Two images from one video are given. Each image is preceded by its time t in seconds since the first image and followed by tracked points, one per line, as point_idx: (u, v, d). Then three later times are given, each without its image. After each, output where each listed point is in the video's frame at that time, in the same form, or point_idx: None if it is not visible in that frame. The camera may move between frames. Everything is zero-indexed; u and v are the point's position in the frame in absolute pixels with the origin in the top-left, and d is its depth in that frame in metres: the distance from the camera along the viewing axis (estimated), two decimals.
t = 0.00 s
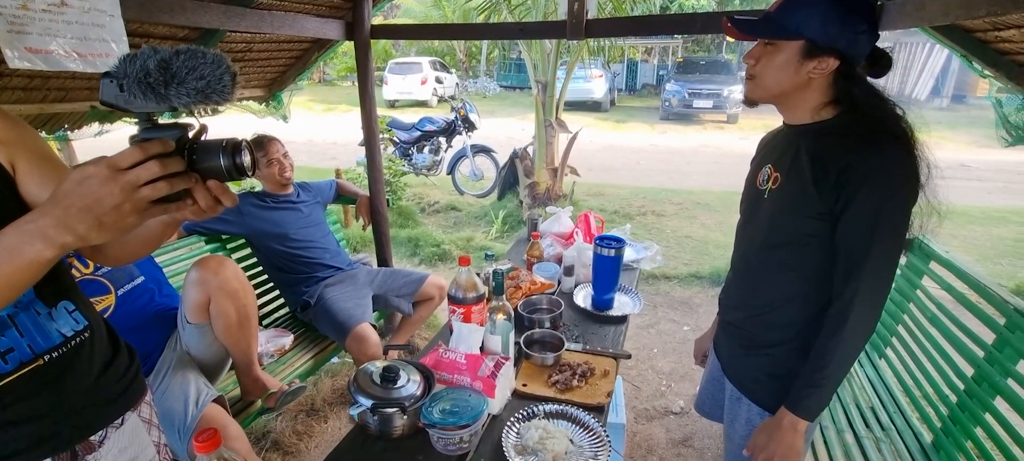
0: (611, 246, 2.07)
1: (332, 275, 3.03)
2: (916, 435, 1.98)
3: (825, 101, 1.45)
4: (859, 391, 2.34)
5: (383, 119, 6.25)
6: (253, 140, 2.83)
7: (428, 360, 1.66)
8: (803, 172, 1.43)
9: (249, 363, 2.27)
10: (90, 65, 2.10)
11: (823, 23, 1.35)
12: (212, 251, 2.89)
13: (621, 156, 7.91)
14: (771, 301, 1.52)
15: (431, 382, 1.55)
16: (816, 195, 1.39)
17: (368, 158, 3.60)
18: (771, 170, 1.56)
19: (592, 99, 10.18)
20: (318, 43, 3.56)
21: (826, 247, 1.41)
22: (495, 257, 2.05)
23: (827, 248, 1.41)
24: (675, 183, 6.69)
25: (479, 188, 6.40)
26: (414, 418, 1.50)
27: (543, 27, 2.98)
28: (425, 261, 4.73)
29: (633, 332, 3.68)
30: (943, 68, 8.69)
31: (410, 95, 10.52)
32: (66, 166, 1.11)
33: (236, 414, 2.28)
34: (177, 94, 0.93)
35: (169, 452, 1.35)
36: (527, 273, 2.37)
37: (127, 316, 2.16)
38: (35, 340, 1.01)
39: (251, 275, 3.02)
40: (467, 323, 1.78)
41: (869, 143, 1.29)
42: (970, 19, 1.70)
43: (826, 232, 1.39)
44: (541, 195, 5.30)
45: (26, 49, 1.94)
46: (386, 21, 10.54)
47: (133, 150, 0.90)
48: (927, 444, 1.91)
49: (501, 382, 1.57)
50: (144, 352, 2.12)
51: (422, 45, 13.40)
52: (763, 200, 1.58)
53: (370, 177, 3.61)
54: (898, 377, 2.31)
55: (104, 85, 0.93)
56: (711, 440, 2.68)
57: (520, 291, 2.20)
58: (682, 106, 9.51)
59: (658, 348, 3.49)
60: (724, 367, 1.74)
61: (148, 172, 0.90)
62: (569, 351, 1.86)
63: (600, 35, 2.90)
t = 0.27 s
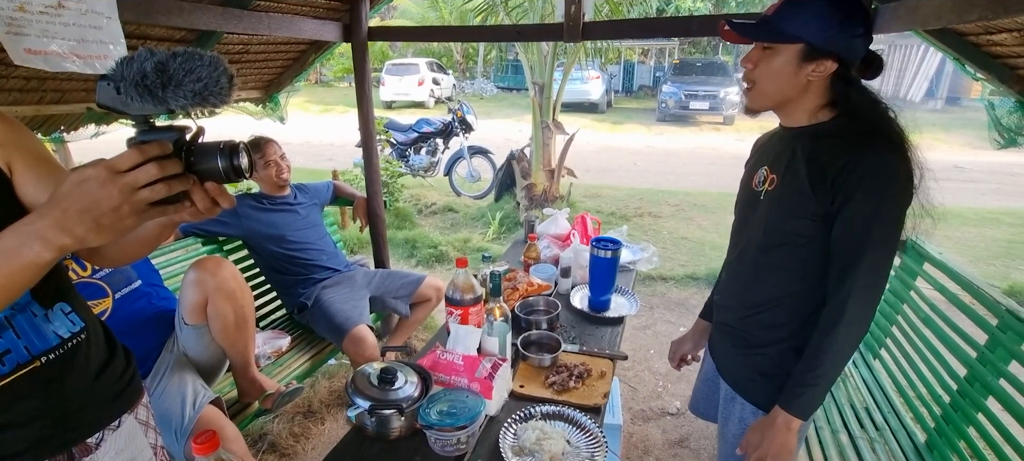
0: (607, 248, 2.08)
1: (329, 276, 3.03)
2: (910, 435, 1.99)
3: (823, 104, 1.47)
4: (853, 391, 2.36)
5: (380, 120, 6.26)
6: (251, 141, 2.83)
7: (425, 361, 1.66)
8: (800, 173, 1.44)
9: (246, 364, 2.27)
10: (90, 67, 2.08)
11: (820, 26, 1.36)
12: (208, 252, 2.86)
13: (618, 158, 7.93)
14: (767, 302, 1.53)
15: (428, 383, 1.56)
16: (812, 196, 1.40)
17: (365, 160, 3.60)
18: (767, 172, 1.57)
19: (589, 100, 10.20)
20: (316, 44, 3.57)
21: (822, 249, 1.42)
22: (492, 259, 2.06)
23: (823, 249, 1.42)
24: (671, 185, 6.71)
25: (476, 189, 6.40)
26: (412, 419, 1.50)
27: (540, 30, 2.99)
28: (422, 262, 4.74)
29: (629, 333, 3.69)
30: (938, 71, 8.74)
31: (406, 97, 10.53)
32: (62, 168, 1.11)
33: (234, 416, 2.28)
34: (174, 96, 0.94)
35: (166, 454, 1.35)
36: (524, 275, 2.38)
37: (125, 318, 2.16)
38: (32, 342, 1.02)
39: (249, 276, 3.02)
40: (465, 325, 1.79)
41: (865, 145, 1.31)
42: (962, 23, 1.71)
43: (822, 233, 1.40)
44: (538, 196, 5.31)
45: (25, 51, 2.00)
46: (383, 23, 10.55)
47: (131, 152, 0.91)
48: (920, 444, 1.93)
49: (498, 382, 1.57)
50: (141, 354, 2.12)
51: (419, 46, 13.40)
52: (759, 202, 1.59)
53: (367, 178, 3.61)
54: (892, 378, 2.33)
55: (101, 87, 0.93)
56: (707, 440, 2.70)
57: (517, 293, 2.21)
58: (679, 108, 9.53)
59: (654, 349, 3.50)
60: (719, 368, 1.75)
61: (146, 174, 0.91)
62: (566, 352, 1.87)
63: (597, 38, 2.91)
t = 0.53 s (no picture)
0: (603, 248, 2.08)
1: (325, 277, 3.02)
2: (906, 434, 2.00)
3: (822, 107, 1.47)
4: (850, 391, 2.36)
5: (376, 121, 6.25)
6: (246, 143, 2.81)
7: (422, 362, 1.66)
8: (803, 175, 1.44)
9: (242, 366, 2.25)
10: (86, 65, 2.07)
11: (816, 26, 1.37)
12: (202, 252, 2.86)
13: (614, 158, 7.94)
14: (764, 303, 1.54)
15: (425, 384, 1.55)
16: (815, 198, 1.40)
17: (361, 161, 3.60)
18: (769, 175, 1.57)
19: (585, 101, 10.22)
20: (311, 45, 3.56)
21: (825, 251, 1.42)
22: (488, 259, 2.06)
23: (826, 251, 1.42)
24: (667, 185, 6.72)
25: (472, 190, 6.40)
26: (408, 419, 1.50)
27: (536, 30, 2.99)
28: (419, 263, 4.73)
29: (626, 333, 3.70)
30: (931, 72, 8.79)
31: (402, 98, 10.52)
32: (56, 169, 1.10)
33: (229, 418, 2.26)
34: (171, 97, 0.93)
35: (160, 455, 1.35)
36: (521, 275, 2.38)
37: (120, 319, 2.15)
38: (25, 343, 1.01)
39: (244, 277, 3.01)
40: (461, 325, 1.79)
41: (869, 146, 1.31)
42: (955, 24, 1.72)
43: (825, 236, 1.41)
44: (534, 197, 5.31)
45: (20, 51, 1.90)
46: (379, 24, 10.55)
47: (128, 151, 0.91)
48: (915, 442, 1.93)
49: (495, 383, 1.57)
50: (136, 356, 2.11)
51: (415, 47, 13.39)
52: (760, 205, 1.59)
53: (363, 179, 3.61)
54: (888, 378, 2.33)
55: (98, 87, 0.93)
56: (704, 440, 2.70)
57: (514, 293, 2.20)
58: (675, 109, 9.55)
59: (651, 349, 3.50)
60: (718, 369, 1.75)
61: (144, 172, 0.91)
62: (563, 353, 1.87)
63: (593, 38, 2.91)
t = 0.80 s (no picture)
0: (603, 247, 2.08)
1: (324, 277, 3.01)
2: (906, 432, 2.00)
3: (822, 103, 1.47)
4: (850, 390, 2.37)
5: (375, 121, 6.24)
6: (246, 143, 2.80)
7: (423, 360, 1.66)
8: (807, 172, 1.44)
9: (241, 366, 2.24)
10: (78, 65, 2.09)
11: (815, 25, 1.37)
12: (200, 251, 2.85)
13: (612, 159, 7.94)
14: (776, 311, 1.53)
15: (426, 382, 1.55)
16: (820, 195, 1.40)
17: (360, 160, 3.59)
18: (771, 173, 1.57)
19: (583, 102, 10.22)
20: (310, 44, 3.56)
21: (831, 247, 1.42)
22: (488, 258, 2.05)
23: (833, 248, 1.42)
24: (666, 185, 6.73)
25: (471, 190, 6.39)
26: (410, 418, 1.50)
27: (536, 30, 2.99)
28: (418, 263, 4.72)
29: (625, 333, 3.70)
30: (928, 72, 8.82)
31: (400, 98, 10.51)
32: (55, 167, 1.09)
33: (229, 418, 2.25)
34: (173, 92, 0.93)
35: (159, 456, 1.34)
36: (521, 274, 2.37)
37: (119, 320, 2.14)
38: (23, 342, 1.00)
39: (243, 277, 3.00)
40: (462, 324, 1.78)
41: (870, 142, 1.32)
42: (954, 23, 1.73)
43: (830, 232, 1.41)
44: (533, 197, 5.30)
45: (13, 49, 1.93)
46: (377, 24, 10.54)
47: (129, 147, 0.90)
48: (915, 441, 1.93)
49: (496, 382, 1.57)
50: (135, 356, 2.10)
51: (413, 48, 13.38)
52: (762, 203, 1.59)
53: (362, 179, 3.60)
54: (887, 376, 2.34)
55: (99, 82, 0.92)
56: (704, 440, 2.70)
57: (514, 293, 2.20)
58: (672, 109, 9.56)
59: (651, 349, 3.50)
60: (722, 367, 1.74)
61: (146, 168, 0.90)
62: (564, 352, 1.86)
63: (592, 37, 2.91)
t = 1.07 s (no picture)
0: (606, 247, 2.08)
1: (326, 278, 3.01)
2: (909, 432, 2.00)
3: (823, 106, 1.46)
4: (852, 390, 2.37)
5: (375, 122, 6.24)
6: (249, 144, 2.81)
7: (427, 361, 1.65)
8: (811, 172, 1.44)
9: (243, 366, 2.24)
10: (83, 66, 2.06)
11: (818, 26, 1.37)
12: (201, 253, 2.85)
13: (612, 159, 7.94)
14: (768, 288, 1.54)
15: (430, 383, 1.55)
16: (824, 194, 1.41)
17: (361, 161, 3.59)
18: (777, 174, 1.57)
19: (583, 102, 10.23)
20: (312, 45, 3.56)
21: (838, 245, 1.43)
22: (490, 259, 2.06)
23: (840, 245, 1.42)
24: (666, 186, 6.73)
25: (472, 191, 6.39)
26: (414, 419, 1.50)
27: (538, 30, 3.00)
28: (419, 264, 4.72)
29: (627, 334, 3.70)
30: (928, 73, 8.83)
31: (400, 99, 10.52)
32: (61, 168, 1.09)
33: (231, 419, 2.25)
34: (182, 97, 0.93)
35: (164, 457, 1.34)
36: (524, 275, 2.38)
37: (123, 321, 2.14)
38: (28, 344, 1.00)
39: (245, 278, 3.00)
40: (465, 325, 1.78)
41: (873, 141, 1.32)
42: (956, 24, 1.73)
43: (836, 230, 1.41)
44: (534, 198, 5.30)
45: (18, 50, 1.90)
46: (377, 25, 10.54)
47: (138, 151, 0.89)
48: (917, 440, 1.93)
49: (500, 382, 1.57)
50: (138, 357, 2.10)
51: (413, 49, 13.38)
52: (768, 204, 1.60)
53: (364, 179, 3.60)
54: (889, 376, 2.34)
55: (108, 86, 0.92)
56: (706, 440, 2.70)
57: (517, 293, 2.20)
58: (673, 110, 9.57)
59: (652, 349, 3.50)
60: (729, 367, 1.74)
61: (154, 174, 0.89)
62: (567, 352, 1.87)
63: (594, 38, 2.91)
